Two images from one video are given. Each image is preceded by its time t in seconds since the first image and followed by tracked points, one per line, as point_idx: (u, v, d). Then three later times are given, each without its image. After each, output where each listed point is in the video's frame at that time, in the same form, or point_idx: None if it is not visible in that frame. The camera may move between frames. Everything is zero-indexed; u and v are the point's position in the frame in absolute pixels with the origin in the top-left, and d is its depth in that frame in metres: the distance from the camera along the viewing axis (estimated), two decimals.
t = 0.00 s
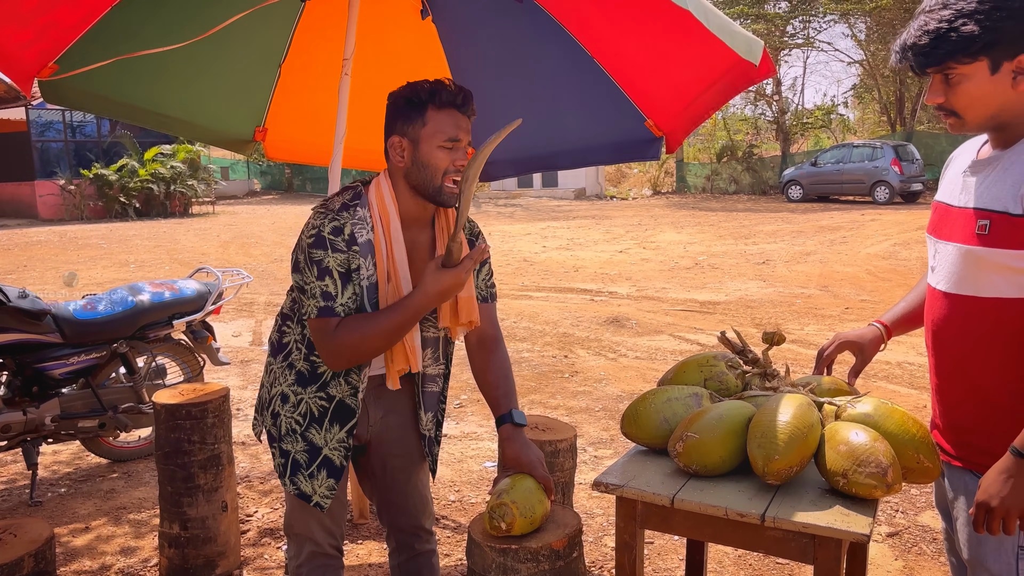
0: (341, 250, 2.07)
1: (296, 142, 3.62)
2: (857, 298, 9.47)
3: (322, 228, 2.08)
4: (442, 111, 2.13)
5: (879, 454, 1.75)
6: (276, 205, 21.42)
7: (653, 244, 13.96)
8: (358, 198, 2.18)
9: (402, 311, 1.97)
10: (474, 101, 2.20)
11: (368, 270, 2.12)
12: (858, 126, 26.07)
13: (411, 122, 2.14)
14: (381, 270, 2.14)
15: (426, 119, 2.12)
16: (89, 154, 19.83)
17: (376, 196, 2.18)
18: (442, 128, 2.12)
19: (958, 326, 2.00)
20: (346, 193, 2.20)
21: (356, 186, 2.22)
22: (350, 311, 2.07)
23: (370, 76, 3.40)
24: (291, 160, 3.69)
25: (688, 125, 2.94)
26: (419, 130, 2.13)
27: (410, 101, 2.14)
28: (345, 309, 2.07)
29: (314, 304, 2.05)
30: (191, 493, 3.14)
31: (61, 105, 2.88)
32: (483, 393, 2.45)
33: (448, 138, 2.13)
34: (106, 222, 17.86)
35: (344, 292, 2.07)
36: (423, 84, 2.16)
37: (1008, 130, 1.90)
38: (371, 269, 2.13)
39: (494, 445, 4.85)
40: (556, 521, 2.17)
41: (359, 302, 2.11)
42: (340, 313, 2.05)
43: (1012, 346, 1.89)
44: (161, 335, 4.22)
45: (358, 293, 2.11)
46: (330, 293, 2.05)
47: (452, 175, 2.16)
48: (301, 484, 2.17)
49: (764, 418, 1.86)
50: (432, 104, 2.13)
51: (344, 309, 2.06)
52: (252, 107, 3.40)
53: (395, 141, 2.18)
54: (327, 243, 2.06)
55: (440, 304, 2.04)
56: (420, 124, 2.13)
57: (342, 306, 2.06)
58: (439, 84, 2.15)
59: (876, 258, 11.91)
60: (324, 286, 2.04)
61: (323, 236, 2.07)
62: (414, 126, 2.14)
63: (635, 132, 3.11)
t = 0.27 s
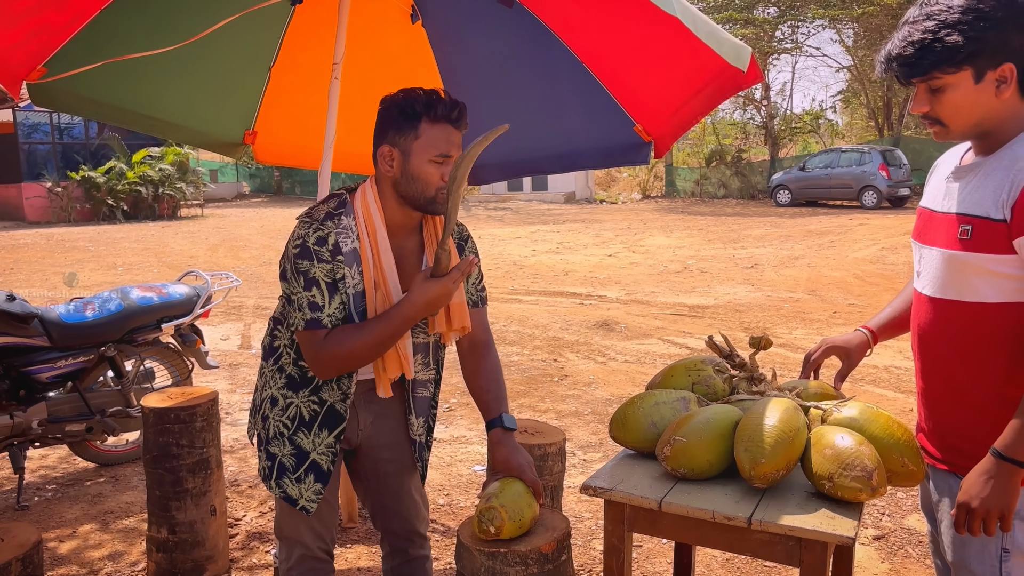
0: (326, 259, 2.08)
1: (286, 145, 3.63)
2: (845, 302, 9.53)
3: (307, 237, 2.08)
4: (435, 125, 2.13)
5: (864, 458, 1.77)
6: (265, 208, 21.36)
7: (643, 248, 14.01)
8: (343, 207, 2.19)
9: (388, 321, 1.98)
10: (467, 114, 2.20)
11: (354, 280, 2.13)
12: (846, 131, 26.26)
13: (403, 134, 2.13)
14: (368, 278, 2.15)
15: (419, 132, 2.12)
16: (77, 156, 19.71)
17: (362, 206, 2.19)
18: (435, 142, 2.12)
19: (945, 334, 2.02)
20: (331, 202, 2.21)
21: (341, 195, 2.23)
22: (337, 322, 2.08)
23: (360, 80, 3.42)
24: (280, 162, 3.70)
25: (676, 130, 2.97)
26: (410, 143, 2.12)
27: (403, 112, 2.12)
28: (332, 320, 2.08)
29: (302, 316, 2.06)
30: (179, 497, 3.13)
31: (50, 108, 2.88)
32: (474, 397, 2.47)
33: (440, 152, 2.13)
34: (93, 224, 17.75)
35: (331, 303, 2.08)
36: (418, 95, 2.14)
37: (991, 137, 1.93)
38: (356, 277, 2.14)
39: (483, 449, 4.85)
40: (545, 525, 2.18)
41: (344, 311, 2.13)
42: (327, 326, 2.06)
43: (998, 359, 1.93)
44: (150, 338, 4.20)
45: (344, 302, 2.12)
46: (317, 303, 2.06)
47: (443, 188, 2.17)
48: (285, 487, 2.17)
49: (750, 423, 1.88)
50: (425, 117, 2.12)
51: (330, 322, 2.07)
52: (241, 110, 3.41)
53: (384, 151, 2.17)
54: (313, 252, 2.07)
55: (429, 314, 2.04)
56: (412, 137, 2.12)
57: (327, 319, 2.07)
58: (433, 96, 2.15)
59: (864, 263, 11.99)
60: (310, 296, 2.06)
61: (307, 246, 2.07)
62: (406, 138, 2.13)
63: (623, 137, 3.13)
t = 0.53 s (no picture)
0: (310, 262, 2.11)
1: (277, 148, 3.62)
2: (833, 305, 9.60)
3: (294, 240, 2.11)
4: (429, 133, 2.11)
5: (849, 459, 1.79)
6: (253, 210, 21.28)
7: (632, 251, 14.05)
8: (335, 210, 2.20)
9: (344, 348, 1.99)
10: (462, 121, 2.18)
11: (339, 284, 2.15)
12: (834, 135, 26.45)
13: (397, 142, 2.12)
14: (355, 283, 2.16)
15: (413, 141, 2.10)
16: (65, 158, 19.60)
17: (354, 210, 2.19)
18: (429, 151, 2.11)
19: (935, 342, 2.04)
20: (323, 204, 2.22)
21: (334, 197, 2.25)
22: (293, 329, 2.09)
23: (349, 83, 3.42)
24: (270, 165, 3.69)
25: (666, 134, 2.99)
26: (404, 151, 2.11)
27: (397, 120, 2.11)
28: (292, 324, 2.09)
29: (265, 317, 2.08)
30: (168, 500, 3.12)
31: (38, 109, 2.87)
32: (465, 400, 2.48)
33: (434, 161, 2.12)
34: (81, 226, 17.63)
35: (296, 306, 2.09)
36: (412, 104, 2.13)
37: (973, 143, 1.96)
38: (343, 282, 2.16)
39: (472, 452, 4.86)
40: (534, 527, 2.19)
41: (330, 314, 2.15)
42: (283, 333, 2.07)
43: (990, 363, 1.94)
44: (138, 341, 4.18)
45: (329, 307, 2.14)
46: (282, 303, 2.09)
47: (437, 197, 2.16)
48: (277, 490, 2.18)
49: (737, 425, 1.90)
50: (420, 125, 2.10)
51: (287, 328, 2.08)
52: (232, 112, 3.40)
53: (379, 159, 2.16)
54: (296, 255, 2.10)
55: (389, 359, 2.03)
56: (406, 145, 2.11)
57: (284, 324, 2.08)
58: (429, 105, 2.14)
59: (852, 266, 12.08)
60: (279, 295, 2.08)
61: (292, 248, 2.10)
62: (401, 146, 2.11)
63: (613, 141, 3.14)
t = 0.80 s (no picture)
0: (295, 267, 2.11)
1: (266, 147, 3.62)
2: (822, 307, 9.64)
3: (282, 242, 2.11)
4: (425, 168, 2.06)
5: (837, 459, 1.81)
6: (243, 211, 21.20)
7: (623, 253, 14.09)
8: (327, 215, 2.20)
9: (289, 401, 2.02)
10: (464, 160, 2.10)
11: (327, 290, 2.14)
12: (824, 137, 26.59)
13: (392, 166, 2.10)
14: (343, 291, 2.15)
15: (406, 170, 2.08)
16: (54, 157, 19.50)
17: (347, 216, 2.19)
18: (418, 184, 2.07)
19: (921, 344, 2.06)
20: (315, 208, 2.23)
21: (327, 202, 2.25)
22: (259, 332, 2.08)
23: (340, 84, 3.43)
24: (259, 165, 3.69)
25: (655, 135, 3.00)
26: (396, 176, 2.10)
27: (397, 146, 2.08)
28: (258, 326, 2.08)
29: (235, 312, 2.07)
30: (157, 500, 3.11)
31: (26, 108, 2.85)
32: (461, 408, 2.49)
33: (423, 194, 2.08)
34: (70, 226, 17.52)
35: (267, 307, 2.08)
36: (416, 133, 2.08)
37: (956, 146, 1.98)
38: (331, 287, 2.15)
39: (462, 453, 4.86)
40: (524, 526, 2.20)
41: (318, 319, 2.14)
42: (249, 334, 2.07)
43: (978, 360, 1.96)
44: (127, 341, 4.17)
45: (318, 312, 2.14)
46: (254, 302, 2.07)
47: (421, 226, 2.14)
48: (266, 491, 2.19)
49: (725, 426, 1.91)
50: (417, 157, 2.06)
51: (253, 329, 2.07)
52: (222, 111, 3.40)
53: (375, 175, 2.16)
54: (281, 257, 2.09)
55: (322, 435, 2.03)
56: (400, 172, 2.09)
57: (252, 323, 2.07)
58: (436, 138, 2.08)
59: (841, 268, 12.15)
60: (252, 294, 2.07)
61: (279, 250, 2.10)
62: (397, 170, 2.09)
63: (603, 142, 3.15)
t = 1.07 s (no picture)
0: (276, 275, 2.12)
1: (258, 147, 3.60)
2: (813, 307, 9.68)
3: (263, 250, 2.12)
4: (405, 192, 2.03)
5: (826, 458, 1.82)
6: (235, 210, 21.12)
7: (615, 253, 14.11)
8: (309, 221, 2.20)
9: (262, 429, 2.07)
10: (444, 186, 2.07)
11: (309, 298, 2.15)
12: (816, 138, 26.68)
13: (373, 185, 2.07)
14: (324, 299, 2.14)
15: (386, 192, 2.04)
16: (45, 156, 19.40)
17: (329, 224, 2.18)
18: (397, 207, 2.04)
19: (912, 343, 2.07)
20: (298, 215, 2.22)
21: (311, 208, 2.24)
22: (242, 338, 2.11)
23: (332, 83, 3.42)
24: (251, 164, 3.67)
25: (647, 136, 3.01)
26: (376, 198, 2.07)
27: (377, 167, 2.05)
28: (243, 332, 2.11)
29: (221, 319, 2.10)
30: (148, 499, 3.11)
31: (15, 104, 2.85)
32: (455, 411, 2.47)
33: (402, 217, 2.06)
34: (60, 224, 17.43)
35: (250, 314, 2.11)
36: (397, 156, 2.04)
37: (944, 148, 2.00)
38: (312, 296, 2.15)
39: (454, 452, 4.86)
40: (515, 525, 2.21)
41: (300, 327, 2.15)
42: (234, 341, 2.10)
43: (966, 360, 1.97)
44: (118, 340, 4.15)
45: (299, 320, 2.15)
46: (237, 309, 2.10)
47: (401, 246, 2.11)
48: (253, 490, 2.19)
49: (715, 425, 1.92)
50: (397, 179, 2.03)
51: (236, 336, 2.10)
52: (213, 109, 3.39)
53: (356, 192, 2.13)
54: (262, 266, 2.11)
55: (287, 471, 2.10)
56: (379, 193, 2.06)
57: (235, 330, 2.10)
58: (417, 161, 2.04)
59: (833, 269, 12.20)
60: (235, 301, 2.10)
61: (260, 258, 2.11)
62: (377, 191, 2.06)
63: (596, 142, 3.17)
